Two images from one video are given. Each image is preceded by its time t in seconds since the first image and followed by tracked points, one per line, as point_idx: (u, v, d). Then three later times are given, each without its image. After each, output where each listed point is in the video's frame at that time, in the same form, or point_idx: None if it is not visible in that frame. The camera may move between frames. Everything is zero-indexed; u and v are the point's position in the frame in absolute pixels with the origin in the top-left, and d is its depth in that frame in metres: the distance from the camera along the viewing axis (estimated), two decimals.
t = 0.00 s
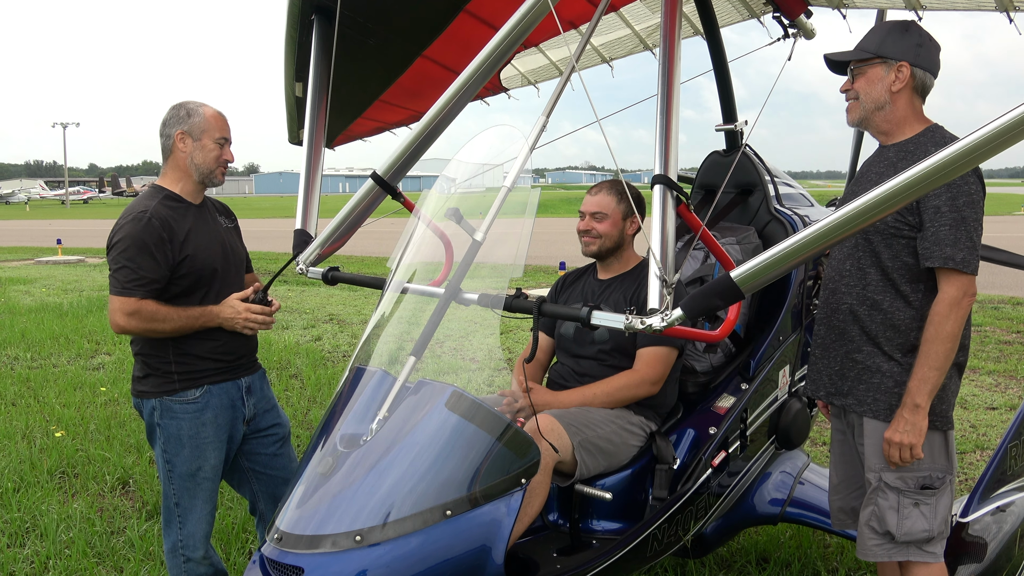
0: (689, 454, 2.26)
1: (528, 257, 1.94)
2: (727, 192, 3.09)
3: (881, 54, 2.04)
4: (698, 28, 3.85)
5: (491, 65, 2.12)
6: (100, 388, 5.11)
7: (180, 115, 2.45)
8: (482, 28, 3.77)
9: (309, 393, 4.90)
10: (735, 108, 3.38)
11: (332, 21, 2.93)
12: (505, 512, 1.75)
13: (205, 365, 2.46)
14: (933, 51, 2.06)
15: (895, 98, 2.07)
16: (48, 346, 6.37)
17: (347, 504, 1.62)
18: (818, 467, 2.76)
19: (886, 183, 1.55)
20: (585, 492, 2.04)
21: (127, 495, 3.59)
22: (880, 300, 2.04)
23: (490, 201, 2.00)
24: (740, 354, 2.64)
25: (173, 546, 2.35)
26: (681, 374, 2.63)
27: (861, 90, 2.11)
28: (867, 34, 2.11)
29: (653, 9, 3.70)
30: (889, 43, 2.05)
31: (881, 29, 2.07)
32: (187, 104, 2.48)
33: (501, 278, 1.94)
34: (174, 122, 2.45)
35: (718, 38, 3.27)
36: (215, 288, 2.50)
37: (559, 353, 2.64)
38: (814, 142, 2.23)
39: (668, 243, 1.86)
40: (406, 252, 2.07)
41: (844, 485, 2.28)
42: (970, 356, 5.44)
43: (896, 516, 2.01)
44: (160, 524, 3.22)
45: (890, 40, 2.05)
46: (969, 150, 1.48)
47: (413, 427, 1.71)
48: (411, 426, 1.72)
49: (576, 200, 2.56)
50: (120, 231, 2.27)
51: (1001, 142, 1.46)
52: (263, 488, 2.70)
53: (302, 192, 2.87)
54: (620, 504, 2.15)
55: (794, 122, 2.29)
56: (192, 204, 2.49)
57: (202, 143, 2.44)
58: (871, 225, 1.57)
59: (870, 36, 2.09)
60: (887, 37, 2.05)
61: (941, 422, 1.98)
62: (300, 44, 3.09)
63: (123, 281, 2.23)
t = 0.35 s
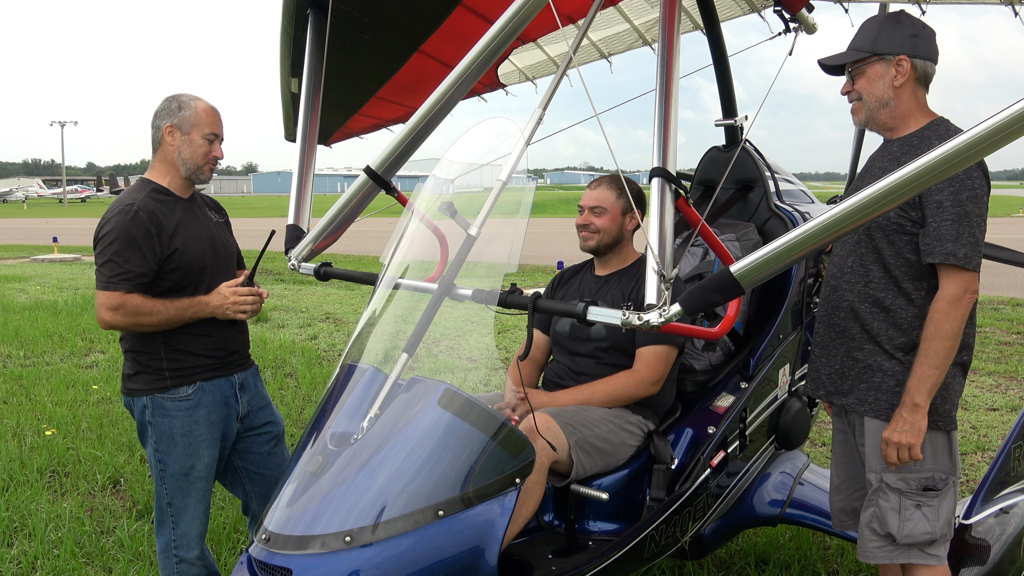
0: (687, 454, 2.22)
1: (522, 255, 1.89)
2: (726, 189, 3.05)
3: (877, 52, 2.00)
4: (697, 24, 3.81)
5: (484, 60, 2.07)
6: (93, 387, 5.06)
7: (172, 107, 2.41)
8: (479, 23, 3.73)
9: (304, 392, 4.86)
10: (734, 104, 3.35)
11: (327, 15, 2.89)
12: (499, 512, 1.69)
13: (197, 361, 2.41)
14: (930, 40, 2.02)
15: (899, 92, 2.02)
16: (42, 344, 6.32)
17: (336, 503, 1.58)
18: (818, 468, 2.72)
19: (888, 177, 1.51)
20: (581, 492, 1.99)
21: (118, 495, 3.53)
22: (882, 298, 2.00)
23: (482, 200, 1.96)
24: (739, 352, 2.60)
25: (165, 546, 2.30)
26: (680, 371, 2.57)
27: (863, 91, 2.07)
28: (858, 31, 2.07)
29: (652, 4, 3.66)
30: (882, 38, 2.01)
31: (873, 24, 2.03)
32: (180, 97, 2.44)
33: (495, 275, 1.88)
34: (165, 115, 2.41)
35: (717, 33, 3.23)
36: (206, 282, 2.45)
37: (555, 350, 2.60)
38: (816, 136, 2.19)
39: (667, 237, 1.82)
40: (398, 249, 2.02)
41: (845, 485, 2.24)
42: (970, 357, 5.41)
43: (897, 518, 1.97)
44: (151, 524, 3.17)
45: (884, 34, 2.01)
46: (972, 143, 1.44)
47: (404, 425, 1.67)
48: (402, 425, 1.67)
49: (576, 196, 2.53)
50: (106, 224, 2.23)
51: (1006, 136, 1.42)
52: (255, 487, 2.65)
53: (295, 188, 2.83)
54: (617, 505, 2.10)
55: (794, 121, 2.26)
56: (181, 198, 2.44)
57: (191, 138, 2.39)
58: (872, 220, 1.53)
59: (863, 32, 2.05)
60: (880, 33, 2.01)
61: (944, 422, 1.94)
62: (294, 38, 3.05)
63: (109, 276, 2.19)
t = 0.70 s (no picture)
0: (682, 456, 2.21)
1: (515, 257, 1.86)
2: (722, 189, 3.04)
3: (868, 54, 1.99)
4: (694, 24, 3.80)
5: (478, 58, 2.06)
6: (87, 388, 5.03)
7: (166, 108, 2.39)
8: (475, 22, 3.72)
9: (299, 393, 4.84)
10: (730, 104, 3.33)
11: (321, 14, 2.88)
12: (492, 515, 1.68)
13: (187, 364, 2.39)
14: (919, 39, 2.01)
15: (892, 93, 2.01)
16: (37, 345, 6.29)
17: (327, 506, 1.56)
18: (814, 470, 2.71)
19: (882, 178, 1.49)
20: (575, 495, 1.97)
21: (111, 497, 3.51)
22: (876, 299, 1.99)
23: (475, 201, 1.94)
24: (735, 354, 2.59)
25: (152, 550, 2.28)
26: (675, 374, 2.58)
27: (856, 93, 2.06)
28: (847, 32, 2.06)
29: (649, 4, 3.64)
30: (873, 39, 2.00)
31: (862, 25, 2.02)
32: (175, 97, 2.42)
33: (487, 277, 1.86)
34: (158, 114, 2.38)
35: (713, 33, 3.22)
36: (196, 282, 2.44)
37: (549, 351, 2.58)
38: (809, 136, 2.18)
39: (661, 238, 1.80)
40: (391, 249, 2.01)
41: (841, 488, 2.22)
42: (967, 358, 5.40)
43: (893, 521, 1.96)
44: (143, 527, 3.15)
45: (874, 35, 2.00)
46: (967, 144, 1.43)
47: (396, 428, 1.66)
48: (394, 427, 1.66)
49: (571, 196, 2.53)
50: (94, 224, 2.21)
51: (1001, 137, 1.41)
52: (247, 490, 2.63)
53: (288, 189, 2.81)
54: (612, 507, 2.08)
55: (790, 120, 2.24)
56: (172, 198, 2.43)
57: (184, 140, 2.37)
58: (866, 222, 1.52)
59: (852, 33, 2.04)
60: (870, 32, 2.00)
61: (939, 424, 1.92)
62: (288, 38, 3.04)
63: (96, 277, 2.18)
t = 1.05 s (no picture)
0: (684, 458, 2.22)
1: (519, 257, 1.88)
2: (723, 191, 3.06)
3: (869, 53, 2.00)
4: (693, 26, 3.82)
5: (477, 64, 2.06)
6: (88, 392, 5.03)
7: (172, 112, 2.39)
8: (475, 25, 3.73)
9: (300, 396, 4.85)
10: (729, 106, 3.34)
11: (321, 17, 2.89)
12: (496, 517, 1.69)
13: (193, 368, 2.40)
14: (921, 44, 2.02)
15: (889, 95, 2.02)
16: (37, 348, 6.29)
17: (332, 509, 1.57)
18: (815, 471, 2.71)
19: (883, 181, 1.50)
20: (578, 496, 1.98)
21: (113, 500, 3.51)
22: (876, 300, 1.99)
23: (478, 203, 1.95)
24: (736, 355, 2.60)
25: (155, 553, 2.28)
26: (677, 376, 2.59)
27: (853, 91, 2.07)
28: (851, 31, 2.07)
29: (648, 6, 3.66)
30: (875, 40, 2.01)
31: (866, 24, 2.03)
32: (180, 102, 2.42)
33: (490, 279, 1.87)
34: (165, 119, 2.39)
35: (712, 35, 3.22)
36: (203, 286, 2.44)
37: (550, 353, 2.59)
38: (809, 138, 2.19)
39: (664, 241, 1.81)
40: (394, 252, 2.01)
41: (843, 490, 2.23)
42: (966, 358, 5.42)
43: (895, 522, 1.97)
44: (145, 530, 3.15)
45: (878, 36, 2.00)
46: (968, 147, 1.43)
47: (399, 431, 1.66)
48: (398, 431, 1.66)
49: (572, 199, 2.53)
50: (104, 229, 2.21)
51: (1001, 140, 1.42)
52: (250, 493, 2.64)
53: (289, 193, 2.82)
54: (614, 509, 2.09)
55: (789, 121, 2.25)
56: (178, 203, 2.44)
57: (189, 145, 2.38)
58: (868, 225, 1.53)
59: (856, 33, 2.05)
60: (874, 33, 2.01)
61: (940, 425, 1.93)
62: (288, 41, 3.05)
63: (104, 283, 2.16)
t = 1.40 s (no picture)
0: (691, 458, 2.24)
1: (527, 260, 1.88)
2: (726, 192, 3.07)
3: (876, 52, 2.02)
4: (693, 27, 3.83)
5: (482, 66, 2.08)
6: (90, 394, 5.02)
7: (183, 115, 2.39)
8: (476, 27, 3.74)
9: (302, 398, 4.85)
10: (731, 108, 3.36)
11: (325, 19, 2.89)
12: (506, 517, 1.70)
13: (205, 369, 2.41)
14: (930, 46, 2.03)
15: (894, 94, 2.04)
16: (37, 351, 6.28)
17: (343, 510, 1.58)
18: (820, 470, 2.72)
19: (889, 183, 1.52)
20: (587, 496, 2.00)
21: (118, 502, 3.51)
22: (882, 299, 2.01)
23: (486, 203, 1.96)
24: (741, 355, 2.62)
25: (171, 554, 2.29)
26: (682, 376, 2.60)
27: (858, 89, 2.09)
28: (861, 30, 2.09)
29: (649, 7, 3.67)
30: (883, 40, 2.02)
31: (875, 25, 2.04)
32: (189, 103, 2.43)
33: (500, 281, 1.88)
34: (176, 122, 2.39)
35: (714, 36, 3.24)
36: (213, 288, 2.44)
37: (556, 354, 2.60)
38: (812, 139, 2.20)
39: (672, 243, 1.82)
40: (401, 254, 2.03)
41: (850, 489, 2.24)
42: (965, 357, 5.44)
43: (902, 519, 1.98)
44: (152, 532, 3.15)
45: (885, 36, 2.02)
46: (974, 149, 1.45)
47: (409, 432, 1.67)
48: (407, 432, 1.67)
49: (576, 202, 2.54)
50: (114, 228, 2.21)
51: (1007, 142, 1.43)
52: (259, 494, 2.64)
53: (294, 195, 2.82)
54: (622, 509, 2.11)
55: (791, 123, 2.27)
56: (190, 206, 2.44)
57: (204, 146, 2.40)
58: (874, 226, 1.54)
59: (864, 33, 2.07)
60: (882, 33, 2.02)
61: (946, 423, 1.95)
62: (291, 43, 3.05)
63: (106, 281, 2.17)
